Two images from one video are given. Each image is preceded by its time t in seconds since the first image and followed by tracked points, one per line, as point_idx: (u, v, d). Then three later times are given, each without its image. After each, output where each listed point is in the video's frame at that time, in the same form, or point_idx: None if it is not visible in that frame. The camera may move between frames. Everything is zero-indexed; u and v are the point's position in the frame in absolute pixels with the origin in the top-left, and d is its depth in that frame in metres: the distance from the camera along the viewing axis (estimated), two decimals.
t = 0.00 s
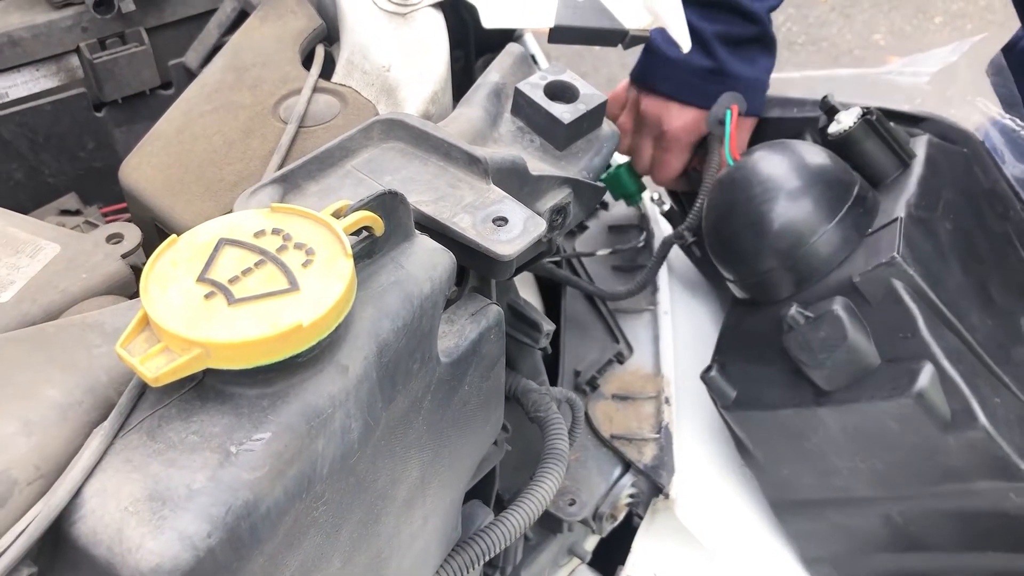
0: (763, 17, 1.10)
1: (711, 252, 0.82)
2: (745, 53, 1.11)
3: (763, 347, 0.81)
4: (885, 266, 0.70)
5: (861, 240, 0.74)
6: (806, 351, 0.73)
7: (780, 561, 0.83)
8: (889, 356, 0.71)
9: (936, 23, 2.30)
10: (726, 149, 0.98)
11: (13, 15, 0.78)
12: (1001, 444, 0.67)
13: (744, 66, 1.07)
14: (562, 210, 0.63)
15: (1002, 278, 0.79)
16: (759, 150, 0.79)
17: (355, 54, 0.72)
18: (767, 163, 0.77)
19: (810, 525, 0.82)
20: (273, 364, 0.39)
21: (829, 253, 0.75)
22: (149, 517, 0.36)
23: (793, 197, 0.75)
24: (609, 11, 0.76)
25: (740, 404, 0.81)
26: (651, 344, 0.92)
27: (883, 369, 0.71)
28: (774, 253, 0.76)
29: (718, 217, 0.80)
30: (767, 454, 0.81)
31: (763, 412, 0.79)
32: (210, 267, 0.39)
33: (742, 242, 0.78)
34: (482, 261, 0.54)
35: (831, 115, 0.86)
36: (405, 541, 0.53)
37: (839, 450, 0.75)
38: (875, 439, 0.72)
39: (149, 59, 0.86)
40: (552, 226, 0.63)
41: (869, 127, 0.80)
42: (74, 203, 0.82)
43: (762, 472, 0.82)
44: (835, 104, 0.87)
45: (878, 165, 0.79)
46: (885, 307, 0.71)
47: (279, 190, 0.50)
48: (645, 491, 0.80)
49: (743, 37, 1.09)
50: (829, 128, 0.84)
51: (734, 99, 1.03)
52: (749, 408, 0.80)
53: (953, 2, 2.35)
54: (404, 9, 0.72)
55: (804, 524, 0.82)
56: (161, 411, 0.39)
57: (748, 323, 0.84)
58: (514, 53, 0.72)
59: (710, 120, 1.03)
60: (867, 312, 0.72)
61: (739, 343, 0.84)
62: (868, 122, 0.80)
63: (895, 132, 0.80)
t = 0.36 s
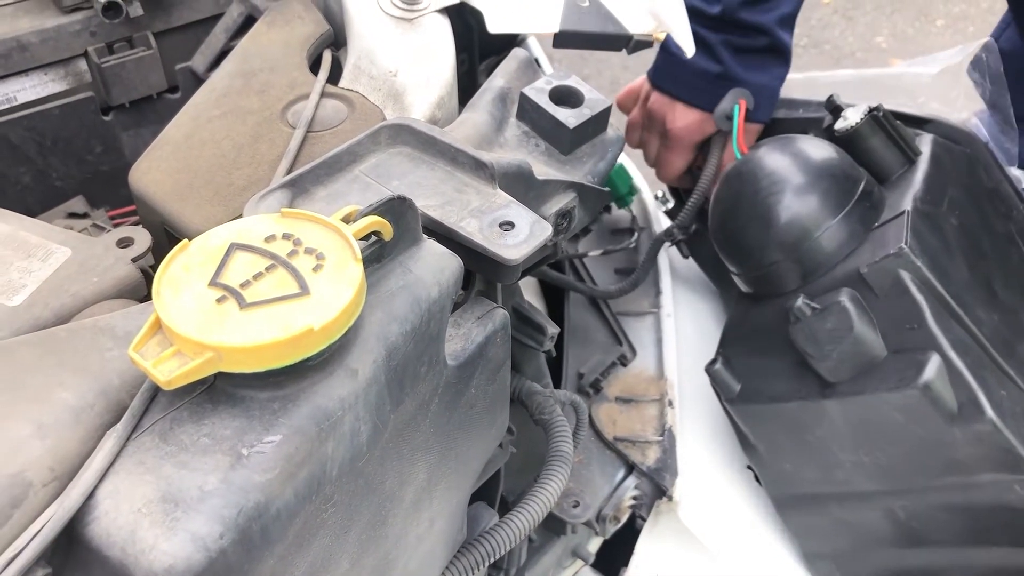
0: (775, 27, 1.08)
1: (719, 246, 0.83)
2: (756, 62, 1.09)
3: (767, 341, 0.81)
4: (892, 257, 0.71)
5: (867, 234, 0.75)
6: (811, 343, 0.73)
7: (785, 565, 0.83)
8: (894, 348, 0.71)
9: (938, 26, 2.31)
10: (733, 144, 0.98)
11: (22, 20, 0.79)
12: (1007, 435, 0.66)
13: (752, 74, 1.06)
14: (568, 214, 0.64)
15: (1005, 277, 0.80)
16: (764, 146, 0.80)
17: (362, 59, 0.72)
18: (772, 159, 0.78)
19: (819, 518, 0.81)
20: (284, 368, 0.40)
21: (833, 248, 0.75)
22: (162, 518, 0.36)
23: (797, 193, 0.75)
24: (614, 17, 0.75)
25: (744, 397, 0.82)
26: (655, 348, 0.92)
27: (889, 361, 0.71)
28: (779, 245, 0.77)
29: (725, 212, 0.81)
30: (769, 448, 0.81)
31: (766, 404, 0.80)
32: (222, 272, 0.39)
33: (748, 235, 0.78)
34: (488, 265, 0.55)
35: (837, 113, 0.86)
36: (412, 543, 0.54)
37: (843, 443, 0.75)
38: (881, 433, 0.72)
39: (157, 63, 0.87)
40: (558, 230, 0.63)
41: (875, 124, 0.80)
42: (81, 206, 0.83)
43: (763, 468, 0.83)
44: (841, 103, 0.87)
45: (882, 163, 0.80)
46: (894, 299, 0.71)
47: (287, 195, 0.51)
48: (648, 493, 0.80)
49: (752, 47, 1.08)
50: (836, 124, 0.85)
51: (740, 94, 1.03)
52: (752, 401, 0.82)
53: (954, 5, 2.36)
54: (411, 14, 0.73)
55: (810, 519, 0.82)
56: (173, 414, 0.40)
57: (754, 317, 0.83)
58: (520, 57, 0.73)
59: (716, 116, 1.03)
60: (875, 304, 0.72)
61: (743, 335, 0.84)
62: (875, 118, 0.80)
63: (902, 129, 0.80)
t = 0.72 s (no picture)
0: (758, 32, 1.07)
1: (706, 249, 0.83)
2: (742, 66, 1.09)
3: (758, 343, 0.81)
4: (874, 256, 0.71)
5: (853, 233, 0.75)
6: (796, 343, 0.73)
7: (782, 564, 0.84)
8: (878, 347, 0.71)
9: (938, 28, 2.32)
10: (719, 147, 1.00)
11: (25, 22, 0.79)
12: (991, 432, 0.67)
13: (736, 80, 1.07)
14: (567, 216, 0.64)
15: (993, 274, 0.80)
16: (751, 149, 0.80)
17: (364, 62, 0.73)
18: (760, 162, 0.78)
19: (804, 520, 0.82)
20: (286, 368, 0.40)
21: (817, 249, 0.75)
22: (163, 517, 0.37)
23: (785, 195, 0.76)
24: (614, 19, 0.75)
25: (735, 397, 0.82)
26: (654, 350, 0.92)
27: (872, 360, 0.71)
28: (764, 246, 0.77)
29: (712, 213, 0.81)
30: (761, 448, 0.82)
31: (755, 404, 0.80)
32: (224, 273, 0.40)
33: (734, 236, 0.79)
34: (488, 266, 0.55)
35: (825, 116, 0.87)
36: (411, 543, 0.54)
37: (831, 444, 0.75)
38: (866, 431, 0.72)
39: (159, 66, 0.87)
40: (557, 232, 0.64)
41: (861, 126, 0.80)
42: (84, 208, 0.84)
43: (754, 466, 0.83)
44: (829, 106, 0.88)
45: (867, 164, 0.80)
46: (876, 297, 0.71)
47: (289, 197, 0.51)
48: (648, 494, 0.80)
49: (737, 51, 1.08)
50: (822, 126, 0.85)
51: (724, 99, 1.01)
52: (741, 400, 0.81)
53: (954, 7, 2.36)
54: (412, 18, 0.73)
55: (800, 521, 0.82)
56: (175, 414, 0.40)
57: (741, 321, 0.84)
58: (519, 60, 0.73)
59: (703, 121, 1.00)
60: (857, 303, 0.73)
61: (733, 336, 0.84)
62: (860, 120, 0.80)
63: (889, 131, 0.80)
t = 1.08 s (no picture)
0: (763, 33, 1.06)
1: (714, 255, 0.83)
2: (746, 68, 1.08)
3: (768, 348, 0.80)
4: (886, 265, 0.71)
5: (864, 241, 0.75)
6: (807, 351, 0.73)
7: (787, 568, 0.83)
8: (890, 357, 0.71)
9: (939, 30, 2.32)
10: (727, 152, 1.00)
11: (25, 25, 0.79)
12: (1002, 441, 0.67)
13: (738, 82, 1.06)
14: (567, 219, 0.64)
15: (1001, 281, 0.80)
16: (759, 153, 0.80)
17: (363, 65, 0.73)
18: (769, 166, 0.78)
19: (819, 522, 0.81)
20: (285, 372, 0.40)
21: (830, 255, 0.75)
22: (162, 522, 0.36)
23: (794, 199, 0.76)
24: (615, 23, 0.75)
25: (742, 404, 0.82)
26: (655, 353, 0.92)
27: (884, 369, 0.71)
28: (774, 253, 0.77)
29: (721, 218, 0.81)
30: (768, 456, 0.81)
31: (764, 412, 0.80)
32: (223, 277, 0.40)
33: (743, 241, 0.78)
34: (488, 270, 0.55)
35: (832, 120, 0.87)
36: (410, 547, 0.54)
37: (840, 450, 0.75)
38: (874, 438, 0.72)
39: (159, 69, 0.87)
40: (557, 235, 0.63)
41: (870, 131, 0.80)
42: (83, 211, 0.84)
43: (762, 473, 0.83)
44: (836, 110, 0.88)
45: (878, 169, 0.80)
46: (887, 306, 0.71)
47: (288, 200, 0.51)
48: (648, 497, 0.80)
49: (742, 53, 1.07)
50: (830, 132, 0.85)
51: (735, 102, 1.03)
52: (749, 408, 0.81)
53: (955, 9, 2.36)
54: (412, 21, 0.73)
55: (810, 524, 0.82)
56: (174, 418, 0.40)
57: (751, 324, 0.83)
58: (519, 63, 0.73)
59: (714, 124, 1.03)
60: (869, 312, 0.72)
61: (740, 342, 0.84)
62: (870, 126, 0.80)
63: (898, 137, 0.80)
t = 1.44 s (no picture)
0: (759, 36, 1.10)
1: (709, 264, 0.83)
2: (741, 67, 1.11)
3: (762, 358, 0.81)
4: (880, 278, 0.71)
5: (858, 252, 0.75)
6: (802, 363, 0.74)
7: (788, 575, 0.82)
8: (885, 368, 0.72)
9: (939, 34, 2.32)
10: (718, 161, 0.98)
11: (28, 32, 0.80)
12: (999, 454, 0.67)
13: (732, 78, 1.08)
14: (569, 226, 0.64)
15: (995, 289, 0.79)
16: (757, 160, 0.80)
17: (366, 73, 0.74)
18: (766, 173, 0.78)
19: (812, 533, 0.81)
20: (289, 382, 0.40)
21: (825, 265, 0.75)
22: (166, 531, 0.36)
23: (792, 205, 0.76)
24: (616, 30, 0.75)
25: (740, 414, 0.82)
26: (657, 358, 0.92)
27: (880, 381, 0.71)
28: (769, 264, 0.77)
29: (716, 227, 0.81)
30: (766, 465, 0.82)
31: (760, 423, 0.80)
32: (226, 286, 0.40)
33: (738, 250, 0.79)
34: (490, 278, 0.55)
35: (828, 126, 0.87)
36: (412, 555, 0.54)
37: (839, 459, 0.75)
38: (872, 448, 0.72)
39: (162, 75, 0.87)
40: (558, 242, 0.64)
41: (863, 140, 0.80)
42: (87, 217, 0.85)
43: (760, 481, 0.84)
44: (831, 116, 0.88)
45: (870, 177, 0.80)
46: (881, 318, 0.72)
47: (291, 209, 0.51)
48: (649, 503, 0.80)
49: (736, 52, 1.11)
50: (824, 140, 0.85)
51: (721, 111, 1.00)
52: (746, 419, 0.81)
53: (955, 13, 2.37)
54: (414, 28, 0.75)
55: (809, 535, 0.82)
56: (178, 427, 0.40)
57: (743, 338, 0.85)
58: (522, 70, 0.73)
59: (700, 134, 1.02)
60: (864, 323, 0.73)
61: (738, 354, 0.85)
62: (863, 134, 0.80)
63: (891, 144, 0.80)
